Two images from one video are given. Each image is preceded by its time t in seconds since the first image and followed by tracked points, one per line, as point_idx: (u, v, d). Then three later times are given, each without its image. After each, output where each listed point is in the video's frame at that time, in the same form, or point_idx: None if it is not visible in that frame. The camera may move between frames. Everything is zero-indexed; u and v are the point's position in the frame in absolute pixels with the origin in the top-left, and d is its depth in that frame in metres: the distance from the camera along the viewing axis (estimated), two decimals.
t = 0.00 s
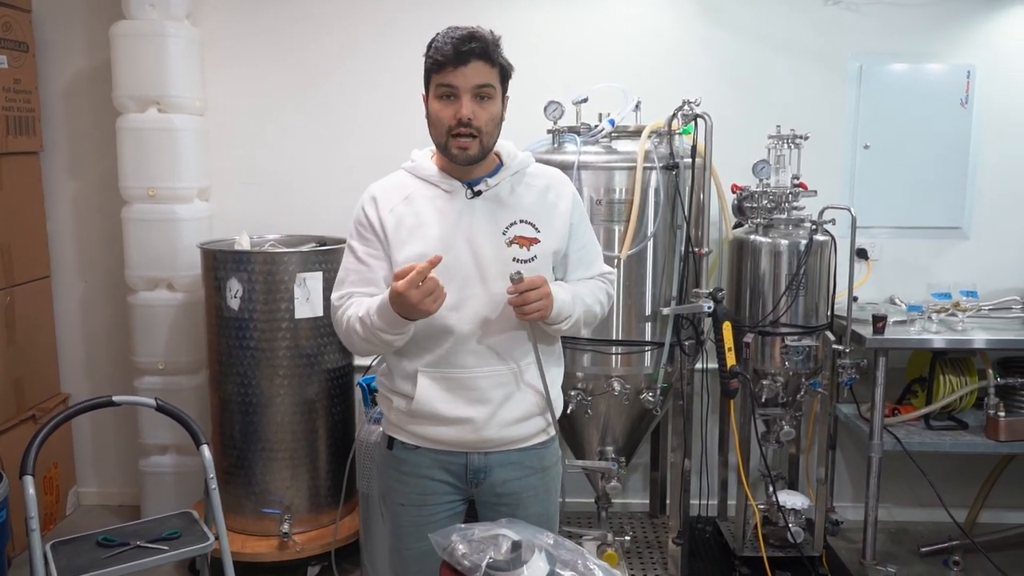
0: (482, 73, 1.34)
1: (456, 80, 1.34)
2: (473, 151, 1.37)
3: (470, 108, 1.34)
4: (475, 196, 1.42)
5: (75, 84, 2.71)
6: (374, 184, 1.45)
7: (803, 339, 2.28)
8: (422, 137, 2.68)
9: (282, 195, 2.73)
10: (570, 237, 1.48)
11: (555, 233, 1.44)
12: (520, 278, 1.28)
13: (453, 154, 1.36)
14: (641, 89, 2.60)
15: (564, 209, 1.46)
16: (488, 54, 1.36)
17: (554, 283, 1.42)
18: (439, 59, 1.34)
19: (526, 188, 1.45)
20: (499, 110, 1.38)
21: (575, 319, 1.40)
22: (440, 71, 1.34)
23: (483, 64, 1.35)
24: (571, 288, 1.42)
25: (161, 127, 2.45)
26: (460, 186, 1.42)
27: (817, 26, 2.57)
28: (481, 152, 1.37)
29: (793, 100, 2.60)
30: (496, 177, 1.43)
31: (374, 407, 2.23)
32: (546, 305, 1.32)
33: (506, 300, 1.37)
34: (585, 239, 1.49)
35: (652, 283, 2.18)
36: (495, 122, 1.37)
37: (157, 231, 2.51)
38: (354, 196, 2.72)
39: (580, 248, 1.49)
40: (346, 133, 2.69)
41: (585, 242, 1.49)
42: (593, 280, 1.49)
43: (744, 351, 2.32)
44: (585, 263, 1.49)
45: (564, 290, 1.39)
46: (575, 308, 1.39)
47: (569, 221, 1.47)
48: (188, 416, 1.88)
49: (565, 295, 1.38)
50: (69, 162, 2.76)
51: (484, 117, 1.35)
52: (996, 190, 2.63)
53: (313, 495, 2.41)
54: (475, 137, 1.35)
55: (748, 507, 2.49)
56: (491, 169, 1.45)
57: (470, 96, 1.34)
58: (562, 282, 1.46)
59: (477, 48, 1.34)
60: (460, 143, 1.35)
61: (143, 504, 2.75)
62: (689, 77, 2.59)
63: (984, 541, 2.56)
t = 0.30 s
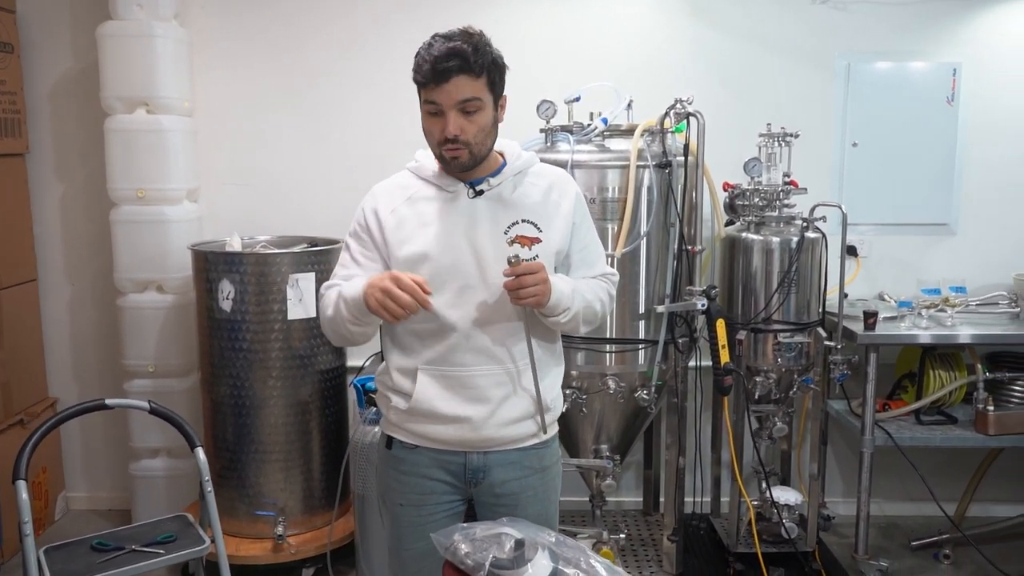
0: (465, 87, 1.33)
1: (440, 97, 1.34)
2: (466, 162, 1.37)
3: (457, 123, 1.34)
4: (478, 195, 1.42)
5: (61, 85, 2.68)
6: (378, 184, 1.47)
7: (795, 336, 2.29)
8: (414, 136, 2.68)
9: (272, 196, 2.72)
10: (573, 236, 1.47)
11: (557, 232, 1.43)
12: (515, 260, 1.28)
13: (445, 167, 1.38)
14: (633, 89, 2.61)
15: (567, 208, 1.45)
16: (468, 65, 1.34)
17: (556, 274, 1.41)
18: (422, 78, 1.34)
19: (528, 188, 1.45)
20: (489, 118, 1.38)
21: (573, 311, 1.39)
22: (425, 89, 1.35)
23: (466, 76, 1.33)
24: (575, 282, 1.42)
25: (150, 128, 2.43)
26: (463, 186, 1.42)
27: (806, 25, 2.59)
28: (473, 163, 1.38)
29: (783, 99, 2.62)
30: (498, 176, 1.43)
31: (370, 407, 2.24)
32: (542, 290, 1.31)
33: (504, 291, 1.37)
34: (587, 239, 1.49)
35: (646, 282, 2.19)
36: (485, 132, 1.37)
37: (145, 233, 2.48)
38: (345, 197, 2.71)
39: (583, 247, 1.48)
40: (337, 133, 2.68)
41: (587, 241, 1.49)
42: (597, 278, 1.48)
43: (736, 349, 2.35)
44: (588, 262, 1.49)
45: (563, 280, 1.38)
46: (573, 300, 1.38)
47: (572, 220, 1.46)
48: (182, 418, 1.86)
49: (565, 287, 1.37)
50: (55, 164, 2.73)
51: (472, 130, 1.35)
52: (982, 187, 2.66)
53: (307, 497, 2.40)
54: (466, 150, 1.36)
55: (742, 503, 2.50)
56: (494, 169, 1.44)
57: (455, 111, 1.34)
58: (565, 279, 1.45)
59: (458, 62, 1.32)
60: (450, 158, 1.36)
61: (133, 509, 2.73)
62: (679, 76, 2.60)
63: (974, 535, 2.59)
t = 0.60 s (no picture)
0: (477, 68, 1.33)
1: (453, 78, 1.34)
2: (475, 147, 1.36)
3: (468, 105, 1.33)
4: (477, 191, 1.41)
5: (55, 83, 2.66)
6: (382, 177, 1.48)
7: (794, 331, 2.30)
8: (411, 134, 2.67)
9: (269, 195, 2.71)
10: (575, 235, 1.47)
11: (558, 232, 1.42)
12: (510, 257, 1.25)
13: (454, 151, 1.36)
14: (630, 86, 2.61)
15: (570, 207, 1.44)
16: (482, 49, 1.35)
17: (555, 272, 1.38)
18: (435, 58, 1.34)
19: (531, 186, 1.44)
20: (500, 104, 1.37)
21: (571, 309, 1.36)
22: (438, 69, 1.34)
23: (479, 59, 1.34)
24: (575, 279, 1.40)
25: (146, 126, 2.42)
26: (463, 181, 1.42)
27: (802, 22, 2.60)
28: (483, 147, 1.36)
29: (779, 96, 2.63)
30: (501, 173, 1.43)
31: (370, 405, 2.23)
32: (537, 288, 1.28)
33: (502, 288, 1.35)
34: (591, 239, 1.47)
35: (646, 278, 2.20)
36: (496, 116, 1.37)
37: (142, 232, 2.47)
38: (342, 195, 2.71)
39: (586, 247, 1.47)
40: (334, 131, 2.67)
41: (591, 241, 1.48)
42: (602, 279, 1.46)
43: (736, 344, 2.36)
44: (594, 262, 1.47)
45: (563, 279, 1.36)
46: (571, 297, 1.35)
47: (574, 220, 1.45)
48: (183, 418, 1.85)
49: (566, 285, 1.35)
50: (49, 163, 2.71)
51: (484, 112, 1.34)
52: (976, 183, 2.68)
53: (306, 496, 2.40)
54: (476, 133, 1.35)
55: (741, 498, 2.51)
56: (499, 164, 1.44)
57: (467, 92, 1.34)
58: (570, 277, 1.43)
59: (472, 43, 1.33)
60: (460, 140, 1.35)
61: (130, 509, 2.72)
62: (676, 73, 2.61)
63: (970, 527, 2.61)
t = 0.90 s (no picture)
0: (489, 57, 1.35)
1: (466, 65, 1.35)
2: (485, 135, 1.37)
3: (480, 91, 1.34)
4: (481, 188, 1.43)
5: (46, 84, 2.65)
6: (385, 176, 1.49)
7: (790, 324, 2.32)
8: (405, 132, 2.67)
9: (263, 194, 2.70)
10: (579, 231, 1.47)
11: (563, 226, 1.43)
12: (515, 246, 1.26)
13: (465, 138, 1.36)
14: (624, 82, 2.62)
15: (573, 202, 1.44)
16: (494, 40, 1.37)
17: (560, 265, 1.39)
18: (447, 45, 1.35)
19: (535, 181, 1.45)
20: (509, 94, 1.39)
21: (573, 302, 1.36)
22: (450, 57, 1.36)
23: (491, 48, 1.36)
24: (581, 273, 1.40)
25: (139, 127, 2.41)
26: (467, 178, 1.43)
27: (793, 17, 2.61)
28: (493, 135, 1.37)
29: (772, 90, 2.65)
30: (505, 169, 1.44)
31: (369, 403, 2.24)
32: (540, 277, 1.29)
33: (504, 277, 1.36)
34: (594, 235, 1.48)
35: (643, 273, 2.22)
36: (506, 105, 1.38)
37: (137, 233, 2.46)
38: (337, 194, 2.70)
39: (590, 243, 1.47)
40: (329, 130, 2.67)
41: (595, 237, 1.48)
42: (604, 274, 1.46)
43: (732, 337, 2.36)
44: (597, 257, 1.48)
45: (566, 270, 1.36)
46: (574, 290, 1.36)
47: (578, 215, 1.45)
48: (183, 418, 1.84)
49: (569, 277, 1.36)
50: (41, 165, 2.69)
51: (494, 100, 1.36)
52: (967, 175, 2.71)
53: (305, 496, 2.40)
54: (487, 120, 1.36)
55: (739, 491, 2.53)
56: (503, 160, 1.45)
57: (479, 79, 1.35)
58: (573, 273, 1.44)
59: (485, 32, 1.35)
60: (471, 127, 1.36)
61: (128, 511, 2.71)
62: (670, 69, 2.62)
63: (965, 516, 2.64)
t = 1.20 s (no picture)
0: (489, 53, 1.36)
1: (466, 60, 1.35)
2: (484, 130, 1.37)
3: (480, 86, 1.35)
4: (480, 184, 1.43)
5: (36, 80, 2.63)
6: (383, 173, 1.49)
7: (782, 319, 2.33)
8: (397, 128, 2.67)
9: (256, 191, 2.69)
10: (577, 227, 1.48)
11: (563, 222, 1.44)
12: (522, 244, 1.25)
13: (464, 133, 1.36)
14: (617, 78, 2.63)
15: (573, 199, 1.46)
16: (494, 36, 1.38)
17: (562, 262, 1.39)
18: (448, 40, 1.35)
19: (534, 177, 1.45)
20: (508, 90, 1.40)
21: (576, 299, 1.37)
22: (450, 52, 1.36)
23: (491, 44, 1.36)
24: (581, 270, 1.40)
25: (131, 123, 2.40)
26: (467, 174, 1.43)
27: (783, 15, 2.62)
28: (492, 130, 1.37)
29: (763, 87, 2.66)
30: (504, 165, 1.44)
31: (363, 399, 2.24)
32: (545, 276, 1.29)
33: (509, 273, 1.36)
34: (592, 231, 1.49)
35: (636, 270, 2.23)
36: (505, 101, 1.38)
37: (128, 230, 2.45)
38: (330, 190, 2.70)
39: (588, 239, 1.49)
40: (322, 126, 2.66)
41: (592, 233, 1.50)
42: (603, 270, 1.48)
43: (724, 333, 2.38)
44: (595, 253, 1.49)
45: (568, 267, 1.37)
46: (577, 287, 1.36)
47: (577, 211, 1.47)
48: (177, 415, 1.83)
49: (572, 274, 1.36)
50: (31, 161, 2.67)
51: (495, 95, 1.36)
52: (956, 172, 2.73)
53: (299, 492, 2.40)
54: (487, 115, 1.36)
55: (731, 485, 2.55)
56: (501, 157, 1.46)
57: (479, 75, 1.36)
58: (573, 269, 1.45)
59: (486, 28, 1.35)
60: (471, 122, 1.36)
61: (120, 509, 2.70)
62: (662, 66, 2.63)
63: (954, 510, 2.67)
